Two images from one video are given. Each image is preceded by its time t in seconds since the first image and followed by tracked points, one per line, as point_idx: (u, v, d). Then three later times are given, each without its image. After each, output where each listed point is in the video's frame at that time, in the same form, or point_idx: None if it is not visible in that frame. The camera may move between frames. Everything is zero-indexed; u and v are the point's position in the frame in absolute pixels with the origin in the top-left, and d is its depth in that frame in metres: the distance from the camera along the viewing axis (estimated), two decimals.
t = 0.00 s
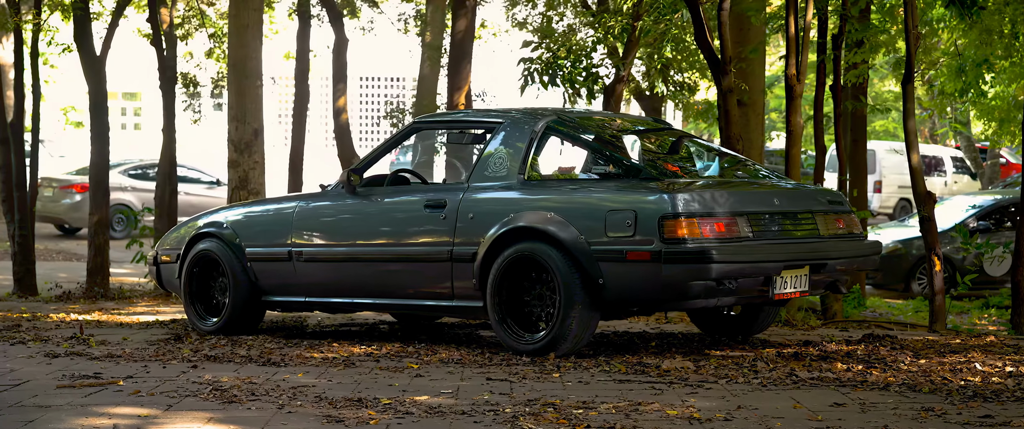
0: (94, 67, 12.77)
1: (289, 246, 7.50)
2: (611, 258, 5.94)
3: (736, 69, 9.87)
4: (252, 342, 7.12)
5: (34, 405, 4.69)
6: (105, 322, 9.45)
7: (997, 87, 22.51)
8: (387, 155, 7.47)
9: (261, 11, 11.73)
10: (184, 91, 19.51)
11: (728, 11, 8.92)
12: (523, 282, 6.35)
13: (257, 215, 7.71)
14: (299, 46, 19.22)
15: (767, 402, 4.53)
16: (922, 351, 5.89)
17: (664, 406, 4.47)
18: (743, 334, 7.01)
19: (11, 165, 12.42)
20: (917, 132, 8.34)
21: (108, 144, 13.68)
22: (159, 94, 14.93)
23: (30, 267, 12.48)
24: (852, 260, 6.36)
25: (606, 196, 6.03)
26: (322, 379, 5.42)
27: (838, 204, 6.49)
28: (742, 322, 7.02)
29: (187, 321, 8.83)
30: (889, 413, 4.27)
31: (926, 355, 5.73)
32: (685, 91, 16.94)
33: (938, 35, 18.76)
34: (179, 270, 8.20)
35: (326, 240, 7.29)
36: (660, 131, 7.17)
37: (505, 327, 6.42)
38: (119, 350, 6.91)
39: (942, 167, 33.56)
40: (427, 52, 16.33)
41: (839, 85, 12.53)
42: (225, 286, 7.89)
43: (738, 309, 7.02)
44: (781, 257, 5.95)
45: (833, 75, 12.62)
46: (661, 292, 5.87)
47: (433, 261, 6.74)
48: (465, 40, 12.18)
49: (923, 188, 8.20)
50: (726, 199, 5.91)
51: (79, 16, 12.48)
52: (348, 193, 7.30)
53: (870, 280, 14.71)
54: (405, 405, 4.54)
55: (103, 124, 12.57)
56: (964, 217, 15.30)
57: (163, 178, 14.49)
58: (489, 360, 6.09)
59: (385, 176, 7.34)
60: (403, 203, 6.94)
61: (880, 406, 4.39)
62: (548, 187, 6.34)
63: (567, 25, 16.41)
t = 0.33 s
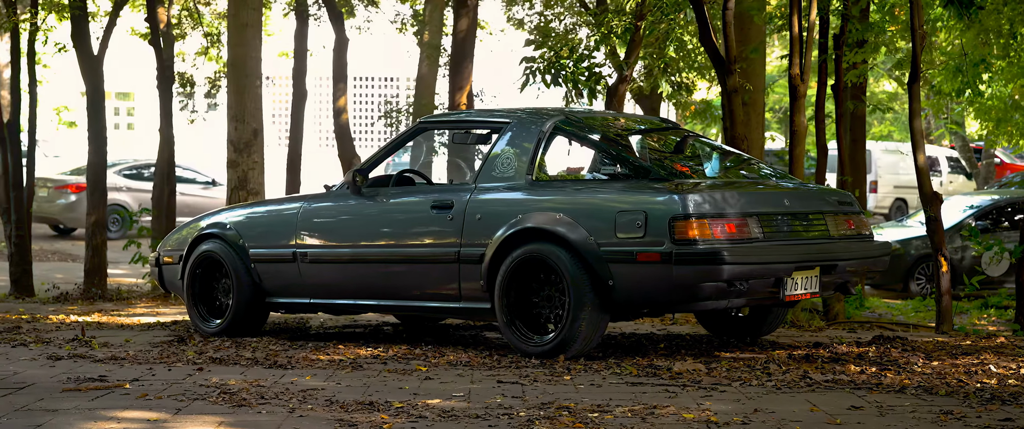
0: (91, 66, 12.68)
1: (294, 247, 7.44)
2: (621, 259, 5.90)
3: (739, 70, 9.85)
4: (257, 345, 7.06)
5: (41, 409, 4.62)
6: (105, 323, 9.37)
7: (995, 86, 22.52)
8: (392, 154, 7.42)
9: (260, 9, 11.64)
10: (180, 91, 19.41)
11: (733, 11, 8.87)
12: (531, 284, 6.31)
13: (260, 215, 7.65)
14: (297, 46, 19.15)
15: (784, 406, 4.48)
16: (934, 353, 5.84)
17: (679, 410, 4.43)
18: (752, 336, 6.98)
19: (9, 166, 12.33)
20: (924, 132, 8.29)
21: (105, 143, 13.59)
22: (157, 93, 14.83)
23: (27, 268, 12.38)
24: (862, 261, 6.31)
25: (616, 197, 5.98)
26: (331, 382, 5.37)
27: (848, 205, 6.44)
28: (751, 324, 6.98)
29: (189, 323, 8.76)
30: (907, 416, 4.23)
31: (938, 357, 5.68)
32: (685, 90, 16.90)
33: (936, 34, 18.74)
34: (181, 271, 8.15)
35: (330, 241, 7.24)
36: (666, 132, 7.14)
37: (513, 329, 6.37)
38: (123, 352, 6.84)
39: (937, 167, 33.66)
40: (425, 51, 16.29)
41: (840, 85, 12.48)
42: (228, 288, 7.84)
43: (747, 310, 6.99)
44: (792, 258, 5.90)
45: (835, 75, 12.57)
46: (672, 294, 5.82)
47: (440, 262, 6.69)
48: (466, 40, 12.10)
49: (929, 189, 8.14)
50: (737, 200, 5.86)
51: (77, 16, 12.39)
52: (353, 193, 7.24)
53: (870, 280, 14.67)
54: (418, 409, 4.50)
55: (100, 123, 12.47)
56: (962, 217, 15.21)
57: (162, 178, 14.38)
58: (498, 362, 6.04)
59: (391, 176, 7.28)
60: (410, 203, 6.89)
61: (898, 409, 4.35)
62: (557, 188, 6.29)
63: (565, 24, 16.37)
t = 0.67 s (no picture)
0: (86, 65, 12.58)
1: (297, 249, 7.36)
2: (631, 260, 5.84)
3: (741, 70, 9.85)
4: (259, 347, 6.97)
5: (46, 414, 4.53)
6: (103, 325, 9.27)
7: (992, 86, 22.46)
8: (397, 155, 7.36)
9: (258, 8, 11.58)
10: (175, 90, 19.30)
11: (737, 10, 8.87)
12: (539, 285, 6.26)
13: (263, 216, 7.58)
14: (293, 45, 19.07)
15: (800, 410, 4.43)
16: (946, 355, 5.79)
17: (695, 414, 4.37)
18: (758, 338, 6.92)
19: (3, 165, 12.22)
20: (929, 132, 8.26)
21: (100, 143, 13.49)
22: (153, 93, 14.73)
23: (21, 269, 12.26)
24: (872, 262, 6.26)
25: (626, 198, 5.93)
26: (338, 385, 5.29)
27: (858, 205, 6.39)
28: (758, 325, 6.92)
29: (188, 325, 8.67)
30: (927, 420, 4.18)
31: (951, 360, 5.63)
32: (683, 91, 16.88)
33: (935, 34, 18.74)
34: (182, 272, 8.07)
35: (334, 242, 7.16)
36: (671, 132, 7.09)
37: (520, 331, 6.31)
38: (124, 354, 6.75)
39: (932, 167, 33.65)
40: (422, 51, 16.25)
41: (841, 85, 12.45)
42: (230, 290, 7.75)
43: (754, 312, 6.93)
44: (802, 260, 5.85)
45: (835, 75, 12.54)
46: (682, 296, 5.76)
47: (445, 263, 6.63)
48: (466, 40, 12.07)
49: (935, 189, 8.10)
50: (748, 200, 5.82)
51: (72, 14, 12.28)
52: (357, 194, 7.18)
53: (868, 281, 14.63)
54: (429, 413, 4.44)
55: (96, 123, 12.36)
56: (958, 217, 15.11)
57: (157, 178, 14.26)
58: (506, 364, 5.98)
59: (395, 177, 7.22)
60: (415, 204, 6.82)
61: (917, 413, 4.30)
62: (565, 189, 6.24)
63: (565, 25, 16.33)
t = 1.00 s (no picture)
0: (80, 65, 12.47)
1: (298, 250, 7.28)
2: (638, 261, 5.78)
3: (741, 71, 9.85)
4: (259, 350, 6.89)
5: (48, 419, 4.45)
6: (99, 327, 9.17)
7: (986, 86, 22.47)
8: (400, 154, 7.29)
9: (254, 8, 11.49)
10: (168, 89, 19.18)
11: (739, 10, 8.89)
12: (544, 287, 6.20)
13: (264, 217, 7.51)
14: (287, 45, 18.98)
15: (815, 413, 4.38)
16: (956, 358, 5.73)
17: (709, 417, 4.31)
18: (764, 340, 6.86)
19: None
20: (933, 131, 8.22)
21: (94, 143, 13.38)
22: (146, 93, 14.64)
23: (13, 271, 12.15)
24: (880, 263, 6.21)
25: (633, 198, 5.88)
26: (343, 389, 5.22)
27: (866, 206, 6.35)
28: (764, 327, 6.86)
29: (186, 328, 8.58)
30: (944, 424, 4.12)
31: (961, 362, 5.57)
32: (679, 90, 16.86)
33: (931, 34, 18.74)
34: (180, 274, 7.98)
35: (335, 243, 7.08)
36: (672, 131, 7.04)
37: (526, 334, 6.24)
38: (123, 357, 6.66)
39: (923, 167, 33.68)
40: (418, 51, 16.18)
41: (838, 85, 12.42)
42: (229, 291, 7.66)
43: (759, 314, 6.87)
44: (811, 261, 5.79)
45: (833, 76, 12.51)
46: (689, 297, 5.70)
47: (448, 265, 6.55)
48: (464, 39, 12.03)
49: (939, 189, 8.06)
50: (756, 201, 5.77)
51: (65, 14, 12.17)
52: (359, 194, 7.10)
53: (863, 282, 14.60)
54: (440, 417, 4.37)
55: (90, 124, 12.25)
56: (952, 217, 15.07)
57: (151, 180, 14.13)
58: (511, 367, 5.91)
59: (398, 176, 7.15)
60: (418, 205, 6.75)
61: (934, 416, 4.25)
62: (571, 190, 6.18)
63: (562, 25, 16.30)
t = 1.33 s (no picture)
0: (71, 65, 12.37)
1: (296, 251, 7.21)
2: (643, 263, 5.73)
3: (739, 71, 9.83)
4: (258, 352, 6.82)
5: (48, 424, 4.36)
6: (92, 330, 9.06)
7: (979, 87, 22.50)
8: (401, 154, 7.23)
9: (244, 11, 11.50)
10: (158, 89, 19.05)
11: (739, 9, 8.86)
12: (548, 289, 6.13)
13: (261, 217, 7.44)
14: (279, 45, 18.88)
15: (828, 416, 4.32)
16: (964, 360, 5.68)
17: (721, 421, 4.25)
18: (767, 342, 6.81)
19: None
20: (934, 131, 8.19)
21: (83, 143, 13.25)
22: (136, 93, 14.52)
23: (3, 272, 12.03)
24: (887, 264, 6.15)
25: (638, 199, 5.82)
26: (346, 392, 5.15)
27: (872, 207, 6.29)
28: (768, 328, 6.80)
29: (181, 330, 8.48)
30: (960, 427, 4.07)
31: (970, 364, 5.52)
32: (673, 90, 16.79)
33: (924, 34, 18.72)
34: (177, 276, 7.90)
35: (335, 244, 7.00)
36: (675, 132, 7.00)
37: (530, 336, 6.17)
38: (120, 359, 6.57)
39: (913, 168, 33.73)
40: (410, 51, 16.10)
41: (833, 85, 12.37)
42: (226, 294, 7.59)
43: (762, 315, 6.82)
44: (818, 262, 5.73)
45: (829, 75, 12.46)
46: (696, 299, 5.64)
47: (450, 266, 6.48)
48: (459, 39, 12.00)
49: (941, 189, 8.02)
50: (763, 202, 5.72)
51: (55, 12, 12.03)
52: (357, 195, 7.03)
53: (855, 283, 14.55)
54: (448, 422, 4.30)
55: (81, 124, 12.12)
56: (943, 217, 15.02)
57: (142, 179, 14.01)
58: (515, 370, 5.84)
59: (398, 176, 7.10)
60: (418, 205, 6.68)
61: (949, 420, 4.19)
62: (575, 190, 6.12)
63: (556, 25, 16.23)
